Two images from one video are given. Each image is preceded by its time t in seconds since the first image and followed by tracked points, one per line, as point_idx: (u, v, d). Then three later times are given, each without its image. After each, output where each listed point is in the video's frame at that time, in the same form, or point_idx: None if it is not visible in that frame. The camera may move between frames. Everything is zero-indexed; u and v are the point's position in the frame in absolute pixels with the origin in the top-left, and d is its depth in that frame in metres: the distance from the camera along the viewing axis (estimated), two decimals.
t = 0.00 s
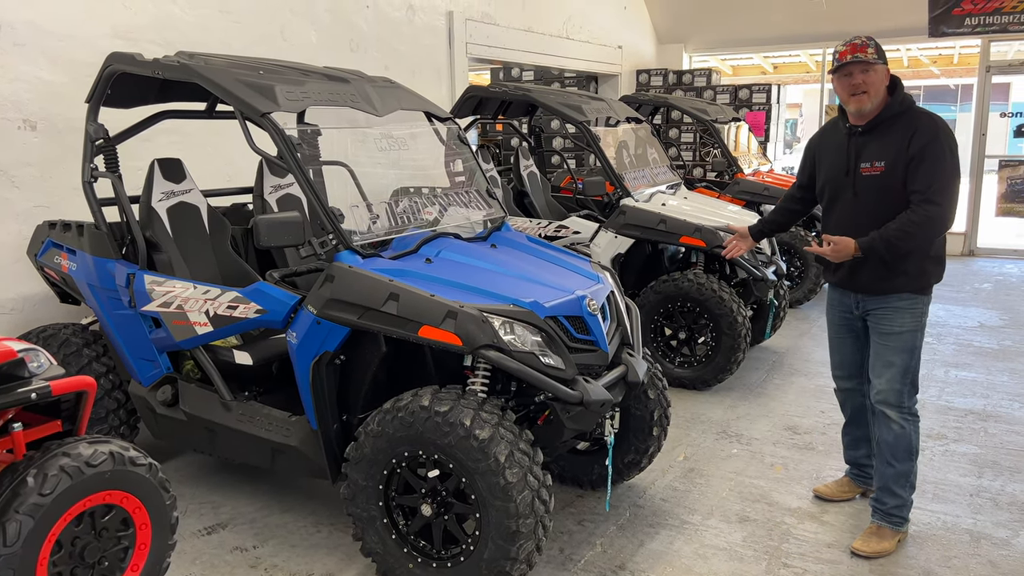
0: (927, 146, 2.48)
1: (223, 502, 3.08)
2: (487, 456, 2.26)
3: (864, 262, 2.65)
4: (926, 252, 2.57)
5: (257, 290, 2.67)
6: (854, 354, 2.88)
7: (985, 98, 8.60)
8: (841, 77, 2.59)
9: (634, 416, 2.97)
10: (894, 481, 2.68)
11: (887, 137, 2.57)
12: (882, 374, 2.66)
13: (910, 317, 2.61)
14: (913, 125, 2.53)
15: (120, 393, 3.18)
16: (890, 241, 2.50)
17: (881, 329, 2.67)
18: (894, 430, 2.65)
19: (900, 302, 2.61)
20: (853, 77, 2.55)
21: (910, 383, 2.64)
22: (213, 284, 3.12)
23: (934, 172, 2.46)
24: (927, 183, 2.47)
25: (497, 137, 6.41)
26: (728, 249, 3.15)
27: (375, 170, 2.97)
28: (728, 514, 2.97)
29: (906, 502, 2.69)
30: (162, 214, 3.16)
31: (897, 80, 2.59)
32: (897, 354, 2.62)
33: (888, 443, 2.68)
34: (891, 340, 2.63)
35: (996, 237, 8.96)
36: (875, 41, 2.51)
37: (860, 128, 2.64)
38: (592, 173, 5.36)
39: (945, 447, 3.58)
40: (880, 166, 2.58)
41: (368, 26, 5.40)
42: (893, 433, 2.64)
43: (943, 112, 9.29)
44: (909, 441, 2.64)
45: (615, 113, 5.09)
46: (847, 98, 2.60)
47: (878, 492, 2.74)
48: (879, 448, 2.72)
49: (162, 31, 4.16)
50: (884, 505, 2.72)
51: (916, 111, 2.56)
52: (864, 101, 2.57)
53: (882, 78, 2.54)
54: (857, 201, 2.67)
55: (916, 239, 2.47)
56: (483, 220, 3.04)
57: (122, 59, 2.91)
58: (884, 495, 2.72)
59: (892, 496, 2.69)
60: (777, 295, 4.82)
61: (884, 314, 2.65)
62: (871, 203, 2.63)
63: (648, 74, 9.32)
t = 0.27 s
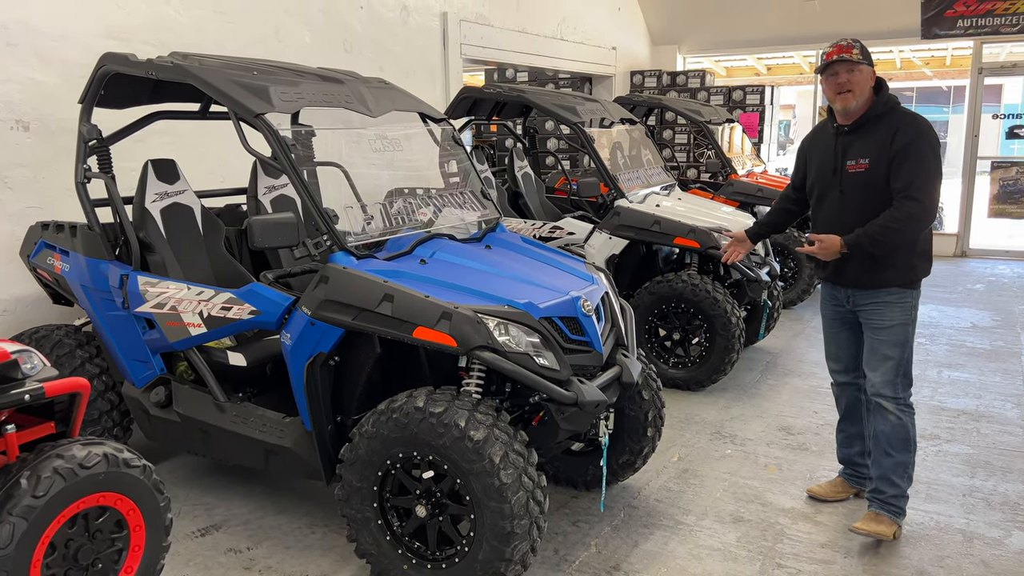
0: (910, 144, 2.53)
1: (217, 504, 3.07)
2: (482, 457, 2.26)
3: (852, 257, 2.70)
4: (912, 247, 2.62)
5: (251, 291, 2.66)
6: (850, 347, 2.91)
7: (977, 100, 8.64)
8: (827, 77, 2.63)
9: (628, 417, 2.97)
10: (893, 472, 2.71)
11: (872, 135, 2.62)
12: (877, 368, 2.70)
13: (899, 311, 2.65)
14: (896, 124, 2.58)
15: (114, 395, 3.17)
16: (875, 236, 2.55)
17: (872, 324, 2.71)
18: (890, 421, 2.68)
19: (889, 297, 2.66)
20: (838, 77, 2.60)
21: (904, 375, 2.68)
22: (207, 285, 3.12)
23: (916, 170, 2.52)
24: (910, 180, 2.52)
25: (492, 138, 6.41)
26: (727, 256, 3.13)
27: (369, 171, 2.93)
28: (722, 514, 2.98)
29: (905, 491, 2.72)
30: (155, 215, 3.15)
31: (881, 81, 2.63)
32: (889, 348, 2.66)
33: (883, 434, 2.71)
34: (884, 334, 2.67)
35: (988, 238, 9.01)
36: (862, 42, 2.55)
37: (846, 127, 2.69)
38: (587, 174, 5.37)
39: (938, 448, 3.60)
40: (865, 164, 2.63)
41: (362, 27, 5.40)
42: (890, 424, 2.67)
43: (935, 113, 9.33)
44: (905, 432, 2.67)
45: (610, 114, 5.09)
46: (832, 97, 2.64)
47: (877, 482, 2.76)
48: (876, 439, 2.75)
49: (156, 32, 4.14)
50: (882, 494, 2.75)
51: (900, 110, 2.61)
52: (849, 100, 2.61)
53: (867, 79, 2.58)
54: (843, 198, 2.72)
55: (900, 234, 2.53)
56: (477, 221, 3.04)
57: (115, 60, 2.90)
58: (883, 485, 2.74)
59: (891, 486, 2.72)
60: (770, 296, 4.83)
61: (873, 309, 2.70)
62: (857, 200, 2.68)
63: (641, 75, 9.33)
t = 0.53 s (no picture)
0: (894, 144, 2.59)
1: (209, 506, 3.06)
2: (475, 458, 2.26)
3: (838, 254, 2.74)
4: (896, 245, 2.65)
5: (244, 292, 2.65)
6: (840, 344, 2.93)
7: (968, 101, 8.69)
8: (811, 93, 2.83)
9: (621, 417, 2.98)
10: (884, 468, 2.76)
11: (858, 134, 2.70)
12: (862, 366, 2.74)
13: (882, 308, 2.69)
14: (883, 125, 2.63)
15: (105, 396, 3.16)
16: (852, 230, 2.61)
17: (857, 321, 2.75)
18: (880, 418, 2.73)
19: (872, 294, 2.70)
20: (809, 90, 2.77)
21: (890, 373, 2.72)
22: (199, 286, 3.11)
23: (896, 168, 2.57)
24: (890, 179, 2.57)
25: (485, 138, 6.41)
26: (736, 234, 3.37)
27: (362, 172, 2.96)
28: (715, 515, 2.99)
29: (897, 487, 2.77)
30: (147, 215, 3.14)
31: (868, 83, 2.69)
32: (873, 345, 2.71)
33: (873, 430, 2.75)
34: (868, 332, 2.71)
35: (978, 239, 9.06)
36: (822, 56, 2.68)
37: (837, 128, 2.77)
38: (580, 175, 5.38)
39: (929, 448, 3.62)
40: (850, 163, 2.70)
41: (355, 28, 5.39)
42: (879, 422, 2.72)
43: (926, 115, 9.41)
44: (894, 429, 2.72)
45: (603, 115, 5.11)
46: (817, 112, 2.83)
47: (868, 479, 2.81)
48: (867, 436, 2.80)
49: (148, 32, 4.13)
50: (875, 490, 2.79)
51: (890, 111, 2.65)
52: (822, 110, 2.77)
53: (833, 89, 2.70)
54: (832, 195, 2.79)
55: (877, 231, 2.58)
56: (470, 222, 3.04)
57: (106, 60, 2.89)
58: (874, 481, 2.79)
59: (882, 482, 2.77)
60: (763, 297, 4.84)
61: (857, 307, 2.74)
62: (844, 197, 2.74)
63: (634, 76, 9.35)
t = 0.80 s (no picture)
0: (873, 145, 2.61)
1: (200, 508, 3.05)
2: (467, 459, 2.25)
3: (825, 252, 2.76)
4: (879, 245, 2.67)
5: (234, 293, 2.64)
6: (830, 342, 2.94)
7: (958, 103, 8.74)
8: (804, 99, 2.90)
9: (614, 418, 2.98)
10: (869, 466, 2.77)
11: (843, 136, 2.73)
12: (848, 364, 2.76)
13: (868, 307, 2.70)
14: (866, 127, 2.66)
15: (95, 398, 3.14)
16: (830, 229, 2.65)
17: (844, 319, 2.76)
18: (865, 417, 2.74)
19: (859, 293, 2.71)
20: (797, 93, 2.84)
21: (876, 371, 2.73)
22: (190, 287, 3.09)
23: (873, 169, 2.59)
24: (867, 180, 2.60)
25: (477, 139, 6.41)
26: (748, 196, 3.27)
27: (354, 173, 2.96)
28: (707, 515, 2.99)
29: (882, 485, 2.78)
30: (137, 216, 3.12)
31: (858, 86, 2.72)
32: (859, 344, 2.72)
33: (860, 428, 2.77)
34: (854, 331, 2.73)
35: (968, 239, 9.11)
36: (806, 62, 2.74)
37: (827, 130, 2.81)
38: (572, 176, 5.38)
39: (920, 447, 3.63)
40: (834, 163, 2.73)
41: (347, 28, 5.38)
42: (864, 420, 2.74)
43: (916, 116, 9.41)
44: (879, 427, 2.73)
45: (595, 116, 5.12)
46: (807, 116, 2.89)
47: (855, 476, 2.83)
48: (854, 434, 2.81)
49: (138, 32, 4.11)
50: (860, 487, 2.81)
51: (875, 113, 2.67)
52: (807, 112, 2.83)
53: (815, 94, 2.77)
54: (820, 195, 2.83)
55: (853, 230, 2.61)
56: (462, 223, 3.04)
57: (96, 60, 2.87)
58: (860, 478, 2.81)
59: (867, 479, 2.79)
60: (754, 298, 4.86)
61: (844, 305, 2.76)
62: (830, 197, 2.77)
63: (626, 77, 9.36)
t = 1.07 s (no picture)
0: (864, 145, 2.62)
1: (192, 509, 3.04)
2: (460, 461, 2.25)
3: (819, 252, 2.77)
4: (872, 245, 2.68)
5: (226, 294, 2.63)
6: (823, 343, 2.95)
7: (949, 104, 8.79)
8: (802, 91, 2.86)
9: (606, 418, 2.98)
10: (861, 466, 2.79)
11: (837, 136, 2.74)
12: (841, 364, 2.77)
13: (862, 307, 2.72)
14: (858, 126, 2.67)
15: (86, 400, 3.12)
16: (823, 229, 2.67)
17: (839, 319, 2.78)
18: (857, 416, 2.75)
19: (852, 293, 2.72)
20: (800, 90, 2.82)
21: (869, 371, 2.74)
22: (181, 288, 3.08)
23: (866, 170, 2.60)
24: (858, 180, 2.61)
25: (470, 139, 6.41)
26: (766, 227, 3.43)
27: (346, 174, 2.96)
28: (700, 515, 3.00)
29: (874, 484, 2.80)
30: (129, 217, 3.11)
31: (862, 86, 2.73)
32: (852, 343, 2.73)
33: (852, 428, 2.79)
34: (848, 330, 2.74)
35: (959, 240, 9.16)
36: (815, 56, 2.71)
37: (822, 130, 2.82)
38: (565, 177, 5.39)
39: (911, 447, 3.65)
40: (827, 163, 2.75)
41: (339, 28, 5.37)
42: (857, 419, 2.75)
43: (908, 117, 9.41)
44: (871, 428, 2.74)
45: (588, 117, 5.12)
46: (806, 109, 2.86)
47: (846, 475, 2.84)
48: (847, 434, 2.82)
49: (129, 32, 4.09)
50: (851, 486, 2.82)
51: (868, 113, 2.68)
52: (810, 109, 2.81)
53: (823, 90, 2.74)
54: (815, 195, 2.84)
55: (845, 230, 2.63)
56: (456, 223, 3.03)
57: (87, 60, 2.86)
58: (851, 478, 2.82)
59: (858, 478, 2.80)
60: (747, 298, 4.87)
61: (838, 305, 2.77)
62: (825, 197, 2.79)
63: (619, 78, 9.38)
